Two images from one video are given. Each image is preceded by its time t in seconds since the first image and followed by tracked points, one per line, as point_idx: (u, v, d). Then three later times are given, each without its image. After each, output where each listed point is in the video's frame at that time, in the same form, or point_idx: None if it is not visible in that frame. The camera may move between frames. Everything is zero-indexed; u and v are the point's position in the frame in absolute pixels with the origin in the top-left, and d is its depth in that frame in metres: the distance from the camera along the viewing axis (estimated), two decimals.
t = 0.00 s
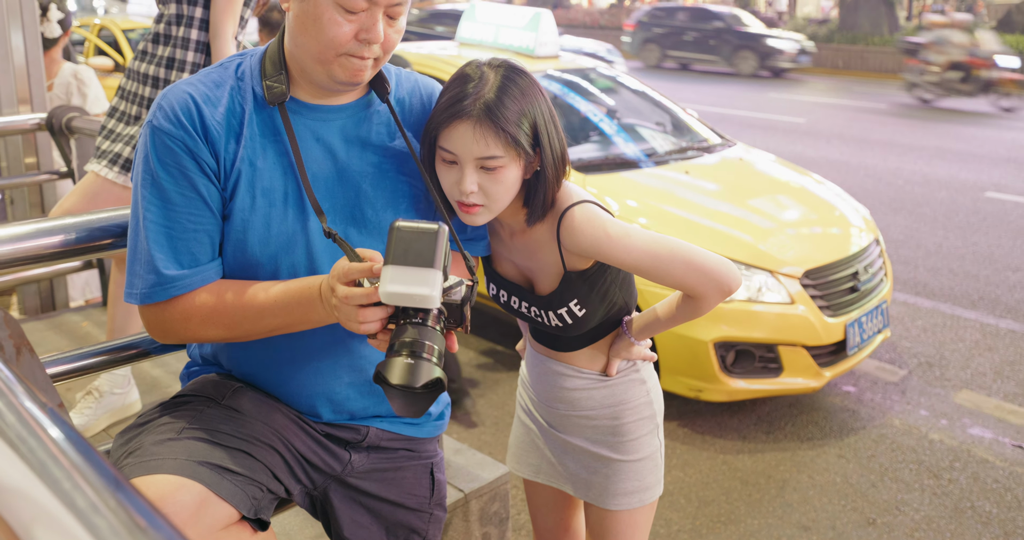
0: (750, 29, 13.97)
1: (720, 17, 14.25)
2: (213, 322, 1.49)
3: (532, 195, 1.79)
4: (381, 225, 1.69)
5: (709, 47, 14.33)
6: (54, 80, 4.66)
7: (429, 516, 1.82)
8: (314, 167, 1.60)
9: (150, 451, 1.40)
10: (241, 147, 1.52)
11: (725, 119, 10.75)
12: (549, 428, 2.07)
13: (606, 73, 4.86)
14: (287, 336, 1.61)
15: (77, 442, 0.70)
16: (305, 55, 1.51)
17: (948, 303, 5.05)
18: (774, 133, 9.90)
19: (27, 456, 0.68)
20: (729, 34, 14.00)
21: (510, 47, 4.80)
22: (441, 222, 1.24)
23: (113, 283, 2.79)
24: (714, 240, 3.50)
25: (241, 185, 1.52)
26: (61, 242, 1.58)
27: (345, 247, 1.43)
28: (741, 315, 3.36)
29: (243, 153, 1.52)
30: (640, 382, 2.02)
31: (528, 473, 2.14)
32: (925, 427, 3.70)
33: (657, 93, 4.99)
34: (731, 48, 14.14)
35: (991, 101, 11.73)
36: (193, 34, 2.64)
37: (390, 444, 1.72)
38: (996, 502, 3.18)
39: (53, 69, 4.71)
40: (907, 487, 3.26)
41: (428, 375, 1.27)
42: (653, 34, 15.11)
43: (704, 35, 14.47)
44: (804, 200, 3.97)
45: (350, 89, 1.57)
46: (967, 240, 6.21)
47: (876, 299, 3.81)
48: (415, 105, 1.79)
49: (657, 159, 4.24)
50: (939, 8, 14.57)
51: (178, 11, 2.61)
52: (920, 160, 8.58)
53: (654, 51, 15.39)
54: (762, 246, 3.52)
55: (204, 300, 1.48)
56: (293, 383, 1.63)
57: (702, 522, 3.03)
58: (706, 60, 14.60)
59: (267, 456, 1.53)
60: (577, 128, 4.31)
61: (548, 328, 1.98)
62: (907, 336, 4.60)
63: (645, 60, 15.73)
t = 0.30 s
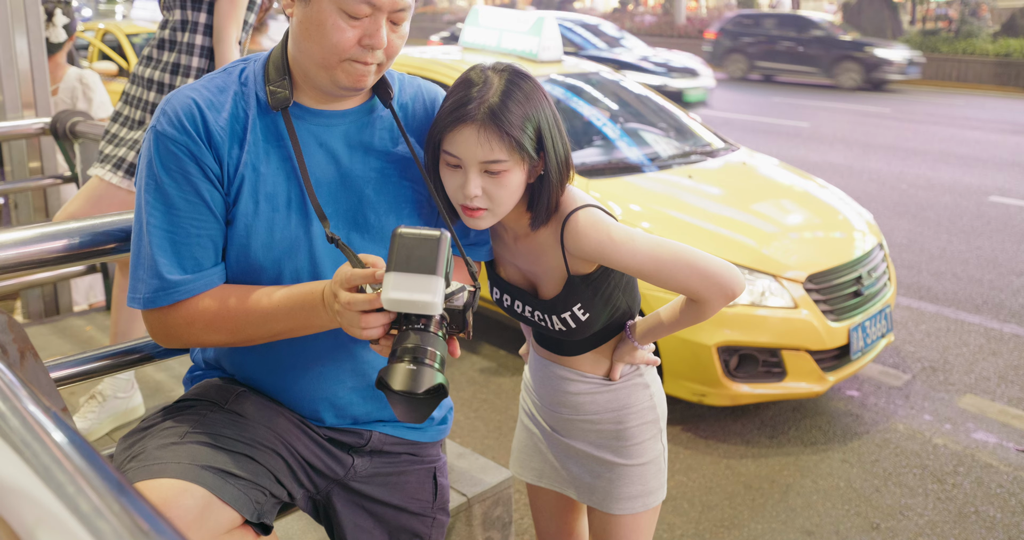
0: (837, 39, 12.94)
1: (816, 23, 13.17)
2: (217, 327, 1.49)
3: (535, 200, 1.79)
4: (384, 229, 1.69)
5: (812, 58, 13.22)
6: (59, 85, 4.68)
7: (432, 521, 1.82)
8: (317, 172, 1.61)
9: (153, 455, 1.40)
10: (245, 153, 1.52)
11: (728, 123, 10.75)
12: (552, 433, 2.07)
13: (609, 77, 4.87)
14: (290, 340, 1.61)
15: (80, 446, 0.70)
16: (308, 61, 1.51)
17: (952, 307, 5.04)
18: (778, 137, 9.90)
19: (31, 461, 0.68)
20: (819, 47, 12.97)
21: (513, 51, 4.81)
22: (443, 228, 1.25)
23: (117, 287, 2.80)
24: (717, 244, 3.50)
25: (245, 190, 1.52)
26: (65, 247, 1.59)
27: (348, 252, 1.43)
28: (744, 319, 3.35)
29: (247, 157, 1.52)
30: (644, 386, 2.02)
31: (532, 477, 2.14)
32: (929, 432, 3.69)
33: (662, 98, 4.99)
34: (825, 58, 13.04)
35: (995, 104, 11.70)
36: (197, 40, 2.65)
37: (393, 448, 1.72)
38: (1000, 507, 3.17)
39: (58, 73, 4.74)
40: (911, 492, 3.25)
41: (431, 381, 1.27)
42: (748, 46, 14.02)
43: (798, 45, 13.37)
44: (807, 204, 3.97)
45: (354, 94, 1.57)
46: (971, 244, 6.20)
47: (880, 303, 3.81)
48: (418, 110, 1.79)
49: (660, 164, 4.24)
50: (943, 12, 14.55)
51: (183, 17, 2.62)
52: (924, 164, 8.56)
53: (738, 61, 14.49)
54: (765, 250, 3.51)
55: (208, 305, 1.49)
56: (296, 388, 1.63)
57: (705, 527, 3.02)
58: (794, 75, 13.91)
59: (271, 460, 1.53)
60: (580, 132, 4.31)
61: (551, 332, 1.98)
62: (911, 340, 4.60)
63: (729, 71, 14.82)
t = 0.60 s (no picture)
0: (953, 47, 12.02)
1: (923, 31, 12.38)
2: (217, 330, 1.49)
3: (535, 203, 1.79)
4: (384, 233, 1.69)
5: (923, 68, 12.14)
6: (60, 88, 4.68)
7: (432, 523, 1.82)
8: (317, 176, 1.61)
9: (154, 457, 1.40)
10: (245, 156, 1.53)
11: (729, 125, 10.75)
12: (552, 435, 2.07)
13: (610, 80, 4.87)
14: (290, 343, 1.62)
15: (82, 447, 0.70)
16: (308, 64, 1.51)
17: (953, 309, 5.04)
18: (778, 139, 9.90)
19: (33, 464, 0.69)
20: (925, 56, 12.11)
21: (514, 54, 4.82)
22: (444, 232, 1.25)
23: (117, 290, 2.80)
24: (717, 247, 3.50)
25: (245, 194, 1.52)
26: (66, 249, 1.59)
27: (348, 255, 1.43)
28: (745, 321, 3.36)
29: (247, 161, 1.53)
30: (644, 389, 2.02)
31: (532, 479, 2.14)
32: (930, 434, 3.69)
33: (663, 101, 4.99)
34: (948, 69, 12.00)
35: (995, 107, 11.69)
36: (198, 42, 2.66)
37: (394, 450, 1.72)
38: (1000, 509, 3.17)
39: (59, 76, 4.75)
40: (912, 494, 3.25)
41: (431, 385, 1.27)
42: (852, 55, 13.10)
43: (916, 53, 12.28)
44: (808, 207, 3.97)
45: (353, 97, 1.58)
46: (971, 247, 6.20)
47: (881, 306, 3.80)
48: (418, 113, 1.80)
49: (661, 166, 4.24)
50: (943, 14, 14.46)
51: (183, 20, 2.63)
52: (925, 167, 8.56)
53: (839, 72, 13.48)
54: (766, 252, 3.52)
55: (208, 308, 1.49)
56: (296, 391, 1.63)
57: (706, 529, 3.02)
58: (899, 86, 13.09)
59: (272, 463, 1.53)
60: (581, 135, 4.32)
61: (551, 335, 1.98)
62: (911, 343, 4.60)
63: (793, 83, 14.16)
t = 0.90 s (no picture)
0: None
1: None
2: (217, 330, 1.50)
3: (533, 204, 1.80)
4: (383, 233, 1.70)
5: None
6: (60, 89, 4.69)
7: (433, 523, 1.83)
8: (316, 176, 1.61)
9: (155, 456, 1.41)
10: (245, 157, 1.53)
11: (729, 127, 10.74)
12: (552, 435, 2.08)
13: (610, 81, 4.88)
14: (290, 344, 1.62)
15: (84, 446, 0.71)
16: (307, 64, 1.52)
17: (952, 310, 5.05)
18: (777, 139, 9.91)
19: (34, 461, 0.69)
20: None
21: (513, 55, 4.82)
22: (442, 233, 1.25)
23: (118, 290, 2.80)
24: (717, 248, 3.51)
25: (244, 194, 1.53)
26: (66, 249, 1.60)
27: (348, 256, 1.44)
28: (745, 321, 3.36)
29: (247, 162, 1.53)
30: (643, 389, 2.02)
31: (531, 479, 2.14)
32: (929, 434, 3.70)
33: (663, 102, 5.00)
34: None
35: (995, 108, 11.65)
36: (195, 43, 2.66)
37: (394, 450, 1.73)
38: (999, 509, 3.17)
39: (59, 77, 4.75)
40: (911, 493, 3.25)
41: (430, 385, 1.28)
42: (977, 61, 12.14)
43: None
44: (808, 207, 3.98)
45: (353, 98, 1.58)
46: (971, 247, 6.20)
47: (880, 306, 3.81)
48: (417, 114, 1.80)
49: (661, 167, 4.25)
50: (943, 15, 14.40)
51: (180, 22, 2.64)
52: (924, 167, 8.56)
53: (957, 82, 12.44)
54: (765, 253, 3.52)
55: (208, 309, 1.49)
56: (296, 391, 1.63)
57: (706, 529, 3.02)
58: None
59: (272, 462, 1.54)
60: (581, 136, 4.33)
61: (550, 336, 1.99)
62: (911, 343, 4.60)
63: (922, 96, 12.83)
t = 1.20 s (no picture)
0: None
1: None
2: (218, 330, 1.50)
3: (533, 204, 1.81)
4: (384, 233, 1.70)
5: None
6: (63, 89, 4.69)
7: (434, 522, 1.83)
8: (318, 176, 1.62)
9: (158, 455, 1.41)
10: (246, 157, 1.54)
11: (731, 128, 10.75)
12: (552, 435, 2.08)
13: (611, 82, 4.88)
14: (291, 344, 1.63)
15: (88, 443, 0.71)
16: (309, 64, 1.52)
17: (953, 311, 5.05)
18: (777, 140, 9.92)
19: (40, 458, 0.70)
20: None
21: (514, 56, 4.83)
22: (442, 233, 1.26)
23: (120, 291, 2.81)
24: (718, 248, 3.51)
25: (246, 194, 1.53)
26: (68, 249, 1.60)
27: (349, 256, 1.44)
28: (745, 322, 3.36)
29: (248, 162, 1.54)
30: (643, 389, 2.03)
31: (532, 479, 2.15)
32: (930, 434, 3.70)
33: (664, 103, 5.00)
34: None
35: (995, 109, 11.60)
36: (194, 45, 2.67)
37: (395, 449, 1.73)
38: (1000, 509, 3.17)
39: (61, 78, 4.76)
40: (912, 494, 3.25)
41: (431, 383, 1.28)
42: None
43: None
44: (808, 208, 3.98)
45: (354, 98, 1.59)
46: (971, 248, 6.21)
47: (881, 307, 3.81)
48: (418, 114, 1.81)
49: (662, 167, 4.25)
50: (944, 16, 14.08)
51: (179, 23, 2.64)
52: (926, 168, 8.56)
53: None
54: (766, 253, 3.53)
55: (209, 308, 1.50)
56: (298, 391, 1.64)
57: (707, 530, 3.02)
58: None
59: (274, 461, 1.54)
60: (582, 137, 4.33)
61: (550, 336, 2.00)
62: (912, 344, 4.61)
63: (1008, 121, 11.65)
